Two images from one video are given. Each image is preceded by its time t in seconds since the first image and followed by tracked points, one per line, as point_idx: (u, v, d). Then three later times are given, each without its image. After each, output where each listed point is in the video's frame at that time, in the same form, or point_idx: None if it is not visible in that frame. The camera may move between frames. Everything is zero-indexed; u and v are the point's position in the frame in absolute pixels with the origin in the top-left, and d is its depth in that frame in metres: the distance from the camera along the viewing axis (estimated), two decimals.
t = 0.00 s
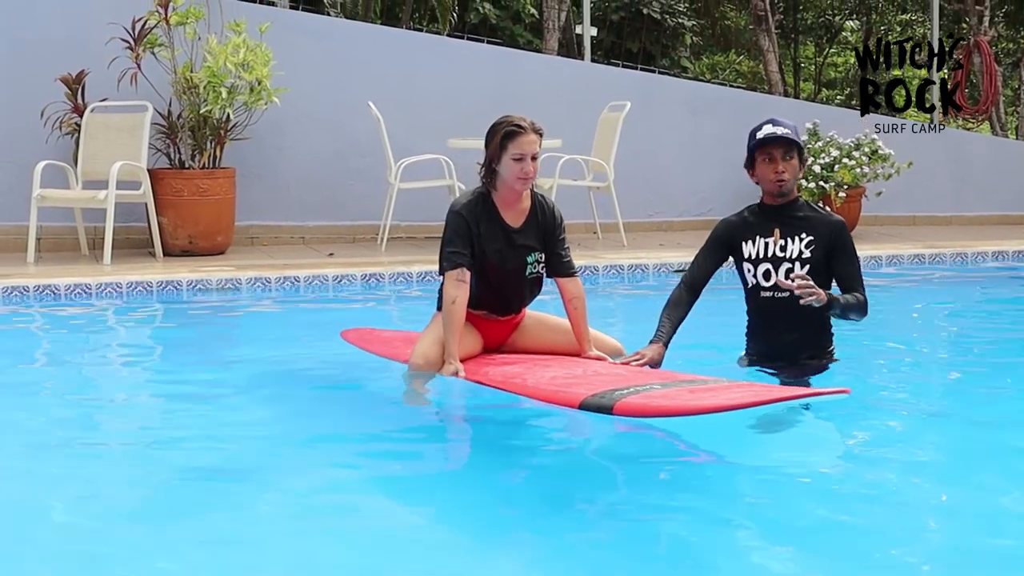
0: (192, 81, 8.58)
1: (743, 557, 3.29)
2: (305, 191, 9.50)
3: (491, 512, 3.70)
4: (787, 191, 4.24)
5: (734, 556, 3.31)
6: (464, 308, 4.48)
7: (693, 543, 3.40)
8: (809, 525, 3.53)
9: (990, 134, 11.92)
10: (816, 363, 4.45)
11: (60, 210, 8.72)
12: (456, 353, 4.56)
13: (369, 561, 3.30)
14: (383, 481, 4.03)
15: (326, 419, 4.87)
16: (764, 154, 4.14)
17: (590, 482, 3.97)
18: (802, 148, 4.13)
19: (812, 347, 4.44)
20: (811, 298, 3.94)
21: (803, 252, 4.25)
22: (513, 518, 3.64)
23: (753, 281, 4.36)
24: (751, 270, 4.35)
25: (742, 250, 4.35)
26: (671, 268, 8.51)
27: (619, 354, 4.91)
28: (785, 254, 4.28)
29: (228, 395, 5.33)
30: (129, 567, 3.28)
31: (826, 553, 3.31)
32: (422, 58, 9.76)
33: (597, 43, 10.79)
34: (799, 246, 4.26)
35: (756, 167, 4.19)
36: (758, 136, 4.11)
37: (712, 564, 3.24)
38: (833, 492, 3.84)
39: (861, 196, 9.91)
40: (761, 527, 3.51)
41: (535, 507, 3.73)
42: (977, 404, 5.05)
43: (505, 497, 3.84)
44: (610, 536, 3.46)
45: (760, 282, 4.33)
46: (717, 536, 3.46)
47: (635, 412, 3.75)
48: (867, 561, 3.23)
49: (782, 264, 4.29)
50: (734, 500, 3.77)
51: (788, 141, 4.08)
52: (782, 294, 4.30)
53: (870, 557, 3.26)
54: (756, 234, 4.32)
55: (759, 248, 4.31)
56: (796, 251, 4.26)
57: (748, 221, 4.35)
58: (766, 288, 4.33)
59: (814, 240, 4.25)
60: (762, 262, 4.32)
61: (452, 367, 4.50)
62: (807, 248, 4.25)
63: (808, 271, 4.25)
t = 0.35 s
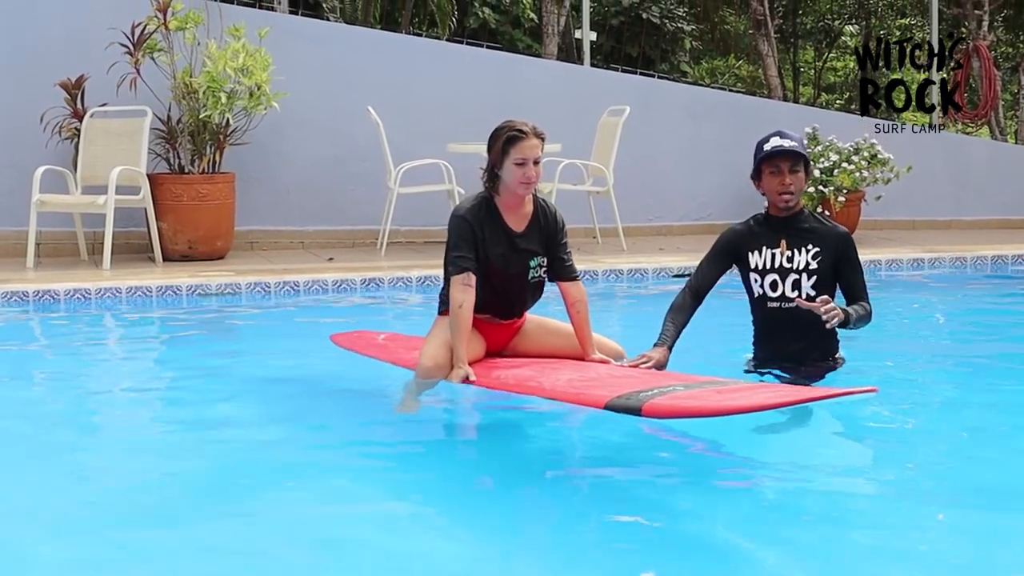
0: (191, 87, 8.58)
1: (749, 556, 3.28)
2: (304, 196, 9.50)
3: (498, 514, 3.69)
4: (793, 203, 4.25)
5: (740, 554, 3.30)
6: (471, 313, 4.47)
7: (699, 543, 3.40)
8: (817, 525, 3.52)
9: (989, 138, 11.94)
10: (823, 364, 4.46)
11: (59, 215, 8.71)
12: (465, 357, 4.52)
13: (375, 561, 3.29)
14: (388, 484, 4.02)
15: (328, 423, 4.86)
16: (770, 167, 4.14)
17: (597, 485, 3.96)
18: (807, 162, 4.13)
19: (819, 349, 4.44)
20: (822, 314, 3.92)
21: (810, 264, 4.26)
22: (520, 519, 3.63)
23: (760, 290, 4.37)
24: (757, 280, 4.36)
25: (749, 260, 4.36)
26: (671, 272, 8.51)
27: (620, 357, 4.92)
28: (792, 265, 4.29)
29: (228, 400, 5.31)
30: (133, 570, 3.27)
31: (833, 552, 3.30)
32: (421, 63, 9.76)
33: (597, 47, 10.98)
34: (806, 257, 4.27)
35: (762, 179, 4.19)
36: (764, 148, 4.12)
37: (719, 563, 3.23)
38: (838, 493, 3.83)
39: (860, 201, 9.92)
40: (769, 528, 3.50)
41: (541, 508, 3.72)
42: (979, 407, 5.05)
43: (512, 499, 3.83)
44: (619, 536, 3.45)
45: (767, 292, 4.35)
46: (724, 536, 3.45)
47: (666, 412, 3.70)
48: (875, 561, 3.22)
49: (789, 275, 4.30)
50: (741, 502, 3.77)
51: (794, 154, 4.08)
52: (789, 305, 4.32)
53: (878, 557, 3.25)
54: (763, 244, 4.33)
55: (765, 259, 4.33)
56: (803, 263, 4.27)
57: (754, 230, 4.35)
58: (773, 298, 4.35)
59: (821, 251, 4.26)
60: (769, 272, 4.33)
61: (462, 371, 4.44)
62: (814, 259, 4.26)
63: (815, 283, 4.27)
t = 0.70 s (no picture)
0: (191, 91, 8.58)
1: (756, 555, 3.28)
2: (304, 200, 9.50)
3: (502, 514, 3.69)
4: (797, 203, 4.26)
5: (748, 554, 3.29)
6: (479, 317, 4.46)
7: (705, 541, 3.39)
8: (819, 525, 3.52)
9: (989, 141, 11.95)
10: (835, 364, 4.44)
11: (59, 221, 8.71)
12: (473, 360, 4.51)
13: (383, 562, 3.28)
14: (391, 486, 4.01)
15: (329, 428, 4.85)
16: (771, 167, 4.15)
17: (601, 485, 3.96)
18: (808, 162, 4.13)
19: (830, 348, 4.44)
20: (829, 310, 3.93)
21: (818, 264, 4.26)
22: (526, 519, 3.62)
23: (769, 292, 4.37)
24: (767, 281, 4.36)
25: (758, 262, 4.36)
26: (670, 276, 8.51)
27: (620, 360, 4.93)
28: (800, 266, 4.29)
29: (229, 405, 5.31)
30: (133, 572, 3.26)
31: (836, 550, 3.30)
32: (421, 68, 9.77)
33: (596, 51, 11.49)
34: (813, 257, 4.26)
35: (765, 181, 4.20)
36: (765, 149, 4.13)
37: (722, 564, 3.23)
38: (842, 493, 3.83)
39: (860, 205, 9.91)
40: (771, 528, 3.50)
41: (546, 508, 3.72)
42: (980, 410, 5.05)
43: (517, 499, 3.83)
44: (623, 536, 3.44)
45: (776, 294, 4.34)
46: (732, 536, 3.45)
47: (691, 417, 3.69)
48: (878, 560, 3.22)
49: (797, 275, 4.29)
50: (743, 502, 3.76)
51: (793, 155, 4.09)
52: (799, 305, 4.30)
53: (883, 556, 3.25)
54: (771, 246, 4.33)
55: (774, 260, 4.32)
56: (811, 263, 4.27)
57: (761, 232, 4.36)
58: (783, 299, 4.34)
59: (827, 251, 4.26)
60: (779, 273, 4.33)
61: (471, 375, 4.43)
62: (821, 259, 4.26)
63: (824, 282, 4.27)
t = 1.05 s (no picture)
0: (190, 94, 8.58)
1: (761, 553, 3.29)
2: (304, 202, 9.50)
3: (503, 515, 3.68)
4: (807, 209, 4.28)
5: (752, 550, 3.30)
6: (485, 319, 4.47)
7: (706, 541, 3.39)
8: (820, 526, 3.51)
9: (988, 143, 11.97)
10: (835, 369, 4.41)
11: (59, 223, 8.70)
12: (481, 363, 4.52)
13: (384, 560, 3.29)
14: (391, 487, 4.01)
15: (328, 429, 4.84)
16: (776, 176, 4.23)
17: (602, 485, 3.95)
18: (809, 171, 4.16)
19: (832, 352, 4.41)
20: (841, 306, 3.90)
21: (825, 265, 4.25)
22: (525, 520, 3.61)
23: (775, 287, 4.40)
24: (773, 276, 4.39)
25: (767, 255, 4.40)
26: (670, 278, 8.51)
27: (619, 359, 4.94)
28: (807, 264, 4.29)
29: (228, 407, 5.30)
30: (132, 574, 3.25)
31: (837, 550, 3.29)
32: (421, 70, 9.77)
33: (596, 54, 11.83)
34: (822, 258, 4.26)
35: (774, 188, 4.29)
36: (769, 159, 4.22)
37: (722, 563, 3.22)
38: (843, 493, 3.82)
39: (859, 208, 9.85)
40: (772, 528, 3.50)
41: (547, 509, 3.71)
42: (980, 412, 5.04)
43: (518, 500, 3.82)
44: (624, 537, 3.44)
45: (781, 289, 4.37)
46: (732, 536, 3.45)
47: (721, 411, 3.76)
48: (878, 560, 3.21)
49: (803, 274, 4.31)
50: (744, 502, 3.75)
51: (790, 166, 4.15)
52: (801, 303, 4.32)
53: (883, 556, 3.24)
54: (782, 242, 4.36)
55: (783, 256, 4.35)
56: (818, 263, 4.27)
57: (776, 228, 4.39)
58: (787, 296, 4.36)
59: (837, 254, 4.24)
60: (786, 269, 4.35)
61: (482, 377, 4.44)
62: (829, 260, 4.25)
63: (829, 283, 4.25)
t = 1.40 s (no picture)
0: (190, 96, 8.58)
1: (768, 555, 3.30)
2: (304, 205, 9.50)
3: (503, 518, 3.68)
4: (823, 211, 4.28)
5: (759, 552, 3.31)
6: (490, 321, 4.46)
7: (705, 545, 3.39)
8: (820, 529, 3.52)
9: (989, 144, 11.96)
10: (843, 371, 4.41)
11: (60, 225, 8.71)
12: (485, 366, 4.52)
13: (383, 563, 3.30)
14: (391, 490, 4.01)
15: (329, 432, 4.85)
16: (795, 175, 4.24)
17: (602, 488, 3.96)
18: (829, 172, 4.18)
19: (838, 354, 4.42)
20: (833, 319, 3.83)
21: (835, 269, 4.25)
22: (526, 523, 3.62)
23: (788, 286, 4.41)
24: (787, 275, 4.40)
25: (785, 253, 4.41)
26: (670, 281, 8.51)
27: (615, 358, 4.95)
28: (819, 267, 4.30)
29: (229, 409, 5.31)
30: None
31: (837, 554, 3.30)
32: (421, 73, 9.78)
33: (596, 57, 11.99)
34: (832, 262, 4.26)
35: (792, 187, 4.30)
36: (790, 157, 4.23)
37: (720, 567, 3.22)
38: (843, 496, 3.83)
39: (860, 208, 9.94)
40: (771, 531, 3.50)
41: (547, 512, 3.72)
42: (981, 413, 5.04)
43: (518, 503, 3.83)
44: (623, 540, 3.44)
45: (792, 289, 4.38)
46: (731, 538, 3.46)
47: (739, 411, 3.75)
48: (878, 564, 3.21)
49: (814, 276, 4.31)
50: (744, 506, 3.76)
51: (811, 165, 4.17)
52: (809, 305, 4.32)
53: (881, 559, 3.24)
54: (799, 242, 4.37)
55: (798, 255, 4.37)
56: (829, 267, 4.27)
57: (795, 227, 4.39)
58: (797, 296, 4.37)
59: (848, 259, 4.23)
60: (798, 269, 4.37)
61: (489, 380, 4.44)
62: (839, 265, 4.25)
63: (837, 288, 4.25)
